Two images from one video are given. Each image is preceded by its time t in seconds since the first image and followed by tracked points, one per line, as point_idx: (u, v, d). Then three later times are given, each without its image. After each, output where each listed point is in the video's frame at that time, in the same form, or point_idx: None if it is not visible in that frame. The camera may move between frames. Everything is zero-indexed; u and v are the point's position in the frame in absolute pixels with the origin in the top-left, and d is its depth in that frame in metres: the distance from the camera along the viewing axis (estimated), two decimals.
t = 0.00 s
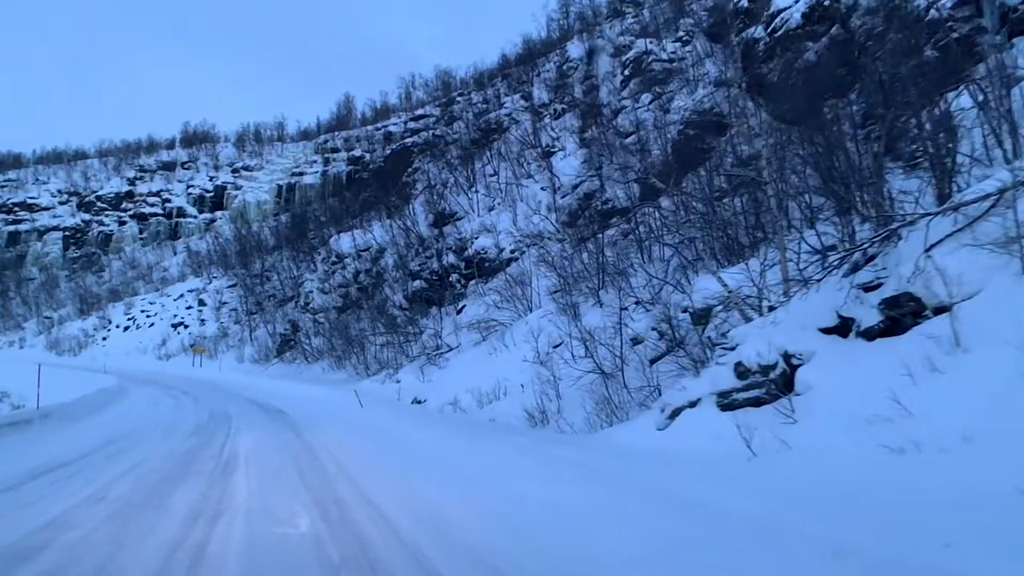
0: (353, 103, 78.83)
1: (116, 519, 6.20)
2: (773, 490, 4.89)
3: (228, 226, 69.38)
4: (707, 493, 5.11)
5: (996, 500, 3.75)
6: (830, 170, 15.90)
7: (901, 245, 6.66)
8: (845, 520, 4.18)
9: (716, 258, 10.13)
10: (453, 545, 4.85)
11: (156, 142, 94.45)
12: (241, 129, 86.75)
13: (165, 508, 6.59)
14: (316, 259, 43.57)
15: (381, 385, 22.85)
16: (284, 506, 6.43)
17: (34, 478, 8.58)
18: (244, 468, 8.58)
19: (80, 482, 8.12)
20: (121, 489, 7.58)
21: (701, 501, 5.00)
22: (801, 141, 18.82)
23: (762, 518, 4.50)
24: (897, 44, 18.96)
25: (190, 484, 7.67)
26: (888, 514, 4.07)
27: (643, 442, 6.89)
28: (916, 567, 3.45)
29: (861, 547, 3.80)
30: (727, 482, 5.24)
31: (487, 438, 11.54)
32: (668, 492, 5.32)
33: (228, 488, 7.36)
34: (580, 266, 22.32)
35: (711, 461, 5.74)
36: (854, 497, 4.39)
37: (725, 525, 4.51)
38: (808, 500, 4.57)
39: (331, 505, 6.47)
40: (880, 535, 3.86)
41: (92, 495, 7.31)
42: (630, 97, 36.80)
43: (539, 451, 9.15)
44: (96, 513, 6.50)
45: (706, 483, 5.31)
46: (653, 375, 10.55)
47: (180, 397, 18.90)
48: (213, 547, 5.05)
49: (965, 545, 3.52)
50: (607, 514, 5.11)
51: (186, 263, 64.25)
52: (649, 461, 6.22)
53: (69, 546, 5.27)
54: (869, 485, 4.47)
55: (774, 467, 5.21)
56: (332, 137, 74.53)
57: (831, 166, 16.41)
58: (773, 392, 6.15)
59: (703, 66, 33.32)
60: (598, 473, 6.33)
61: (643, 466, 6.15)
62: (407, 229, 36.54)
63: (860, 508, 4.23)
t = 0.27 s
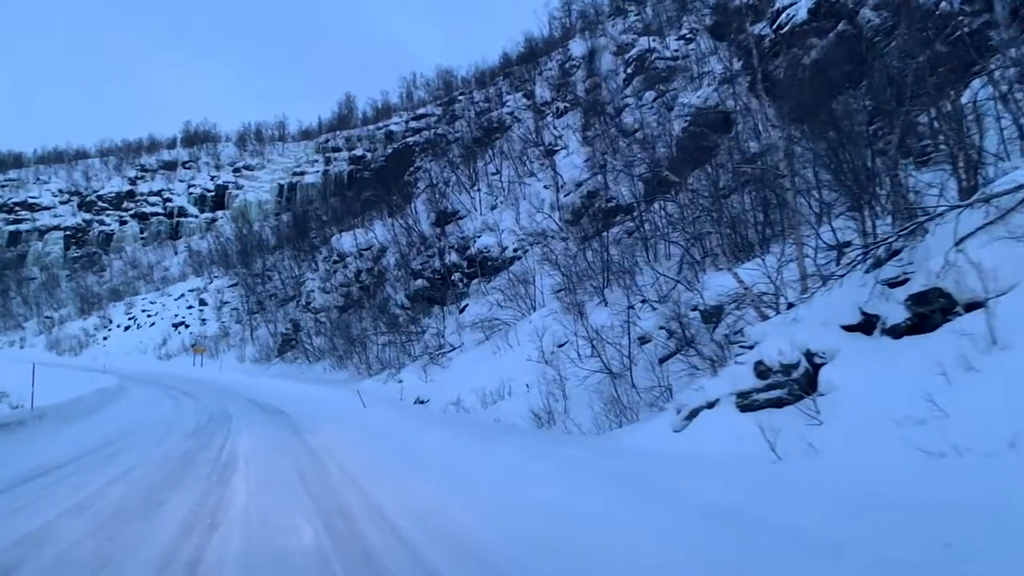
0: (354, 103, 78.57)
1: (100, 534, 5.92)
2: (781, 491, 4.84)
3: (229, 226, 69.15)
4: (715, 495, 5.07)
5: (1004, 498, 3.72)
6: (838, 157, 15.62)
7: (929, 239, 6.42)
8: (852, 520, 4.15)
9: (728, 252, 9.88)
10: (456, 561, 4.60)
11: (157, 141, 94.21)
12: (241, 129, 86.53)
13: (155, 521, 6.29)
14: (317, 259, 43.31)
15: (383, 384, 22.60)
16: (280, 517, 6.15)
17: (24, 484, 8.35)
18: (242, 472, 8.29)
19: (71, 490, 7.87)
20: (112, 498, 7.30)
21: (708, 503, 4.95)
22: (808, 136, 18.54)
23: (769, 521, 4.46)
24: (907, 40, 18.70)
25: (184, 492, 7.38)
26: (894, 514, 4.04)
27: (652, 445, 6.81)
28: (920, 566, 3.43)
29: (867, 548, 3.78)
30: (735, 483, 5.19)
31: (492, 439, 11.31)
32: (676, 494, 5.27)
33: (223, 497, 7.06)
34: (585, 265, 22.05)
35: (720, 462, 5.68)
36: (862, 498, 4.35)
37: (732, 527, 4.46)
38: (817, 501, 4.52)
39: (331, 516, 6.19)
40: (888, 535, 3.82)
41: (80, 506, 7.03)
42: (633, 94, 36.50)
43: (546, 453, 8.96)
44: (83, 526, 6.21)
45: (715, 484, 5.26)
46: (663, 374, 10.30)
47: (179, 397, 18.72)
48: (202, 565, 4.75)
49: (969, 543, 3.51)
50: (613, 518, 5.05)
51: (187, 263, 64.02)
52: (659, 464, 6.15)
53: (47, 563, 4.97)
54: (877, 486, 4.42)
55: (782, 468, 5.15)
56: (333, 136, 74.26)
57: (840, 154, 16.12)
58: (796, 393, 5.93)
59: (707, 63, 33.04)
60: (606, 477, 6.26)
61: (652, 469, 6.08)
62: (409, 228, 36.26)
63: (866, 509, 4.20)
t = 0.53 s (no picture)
0: (357, 102, 78.32)
1: (86, 544, 5.60)
2: (800, 493, 4.81)
3: (231, 226, 68.95)
4: (724, 496, 5.10)
5: None
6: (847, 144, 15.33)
7: (963, 234, 6.22)
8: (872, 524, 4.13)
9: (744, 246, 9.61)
10: (462, 575, 4.33)
11: (159, 141, 94.03)
12: (244, 129, 86.35)
13: (147, 529, 5.97)
14: (320, 259, 43.08)
15: (387, 385, 22.39)
16: (279, 529, 5.84)
17: (7, 494, 8.00)
18: (240, 479, 7.97)
19: (60, 498, 7.56)
20: (104, 508, 6.98)
21: (717, 504, 4.99)
22: (818, 133, 18.29)
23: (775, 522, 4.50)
24: (919, 36, 18.44)
25: (179, 499, 7.06)
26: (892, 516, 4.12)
27: (667, 448, 6.77)
28: (914, 569, 3.52)
29: (863, 550, 3.86)
30: (743, 487, 5.20)
31: (499, 441, 11.05)
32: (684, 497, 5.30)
33: (221, 505, 6.75)
34: (591, 265, 21.79)
35: (732, 466, 5.67)
36: (883, 501, 4.32)
37: (739, 528, 4.50)
38: (821, 504, 4.56)
39: (333, 528, 5.88)
40: (884, 537, 3.91)
41: (69, 517, 6.71)
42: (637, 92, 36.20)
43: (555, 456, 8.74)
44: (70, 537, 5.90)
45: (726, 487, 5.27)
46: (676, 373, 10.03)
47: (179, 398, 18.54)
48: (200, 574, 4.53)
49: (962, 548, 3.59)
50: (620, 520, 5.08)
51: (189, 263, 63.84)
52: (674, 467, 6.12)
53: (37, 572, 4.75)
54: (897, 488, 4.40)
55: (793, 470, 5.18)
56: (335, 136, 74.02)
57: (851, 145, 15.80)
58: (823, 394, 5.79)
59: (713, 61, 32.75)
60: (617, 480, 6.25)
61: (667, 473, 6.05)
62: (412, 228, 36.00)
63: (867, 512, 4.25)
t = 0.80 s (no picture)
0: (359, 103, 78.12)
1: (86, 554, 5.37)
2: (836, 505, 4.76)
3: (233, 227, 68.76)
4: (756, 509, 5.05)
5: None
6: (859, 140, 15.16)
7: (998, 227, 6.02)
8: (913, 541, 4.08)
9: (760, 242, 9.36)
10: None
11: (160, 141, 93.84)
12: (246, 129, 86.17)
13: (146, 539, 5.70)
14: (322, 259, 42.86)
15: (391, 386, 22.18)
16: (284, 537, 5.57)
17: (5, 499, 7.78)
18: (241, 483, 7.68)
19: (54, 503, 7.28)
20: (100, 515, 6.70)
21: (734, 509, 5.14)
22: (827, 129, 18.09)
23: (788, 525, 4.70)
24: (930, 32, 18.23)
25: (182, 503, 6.84)
26: (902, 519, 4.33)
27: (686, 452, 6.88)
28: (923, 569, 3.74)
29: (890, 562, 3.90)
30: (762, 492, 5.34)
31: (507, 443, 10.85)
32: (704, 502, 5.42)
33: (222, 510, 6.47)
34: (597, 264, 21.59)
35: (751, 471, 5.79)
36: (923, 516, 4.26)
37: (757, 532, 4.66)
38: (834, 506, 4.74)
39: (341, 537, 5.61)
40: (911, 550, 3.95)
41: (63, 525, 6.42)
42: (641, 91, 35.97)
43: (567, 459, 8.58)
44: (65, 545, 5.63)
45: (758, 498, 5.22)
46: (688, 374, 9.76)
47: (182, 398, 18.39)
48: None
49: (965, 551, 3.81)
50: (640, 526, 5.23)
51: (190, 264, 63.64)
52: (695, 472, 6.21)
53: None
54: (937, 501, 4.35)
55: (808, 473, 5.34)
56: (337, 136, 73.83)
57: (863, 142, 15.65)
58: (855, 397, 5.74)
59: (718, 60, 32.53)
60: (637, 485, 6.36)
61: (690, 477, 6.14)
62: (415, 228, 35.76)
63: (878, 516, 4.44)
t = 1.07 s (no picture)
0: (362, 104, 77.92)
1: (75, 558, 5.15)
2: (861, 504, 4.60)
3: (237, 228, 68.60)
4: (775, 509, 4.91)
5: None
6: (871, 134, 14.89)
7: None
8: (944, 541, 3.90)
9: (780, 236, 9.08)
10: None
11: (164, 144, 93.81)
12: (249, 131, 86.05)
13: (138, 549, 5.35)
14: (326, 260, 42.65)
15: (395, 387, 21.92)
16: (284, 549, 5.21)
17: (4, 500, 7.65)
18: (240, 490, 7.31)
19: (47, 507, 7.03)
20: (91, 521, 6.34)
21: (747, 508, 5.04)
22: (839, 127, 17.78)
23: (796, 524, 4.61)
24: (941, 27, 17.95)
25: (179, 508, 6.64)
26: (913, 519, 4.23)
27: (702, 454, 6.74)
28: (937, 569, 3.65)
29: (919, 565, 3.73)
30: (776, 492, 5.23)
31: (515, 445, 10.58)
32: (719, 502, 5.29)
33: (220, 520, 6.10)
34: (605, 263, 21.31)
35: (769, 472, 5.65)
36: (950, 518, 4.09)
37: (769, 532, 4.55)
38: (846, 507, 4.63)
39: (346, 548, 5.26)
40: (939, 553, 3.78)
41: (51, 532, 6.06)
42: (647, 90, 35.68)
43: (578, 462, 8.30)
44: (52, 554, 5.28)
45: (778, 499, 5.06)
46: (703, 374, 9.50)
47: (184, 400, 18.18)
48: None
49: (968, 552, 3.73)
50: (648, 527, 5.12)
51: (194, 266, 63.51)
52: (713, 473, 6.07)
53: None
54: (970, 501, 4.18)
55: (825, 475, 5.22)
56: (341, 137, 73.64)
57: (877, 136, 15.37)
58: (884, 397, 5.55)
59: (723, 57, 32.23)
60: (651, 488, 6.23)
61: (708, 478, 6.01)
62: (419, 228, 35.52)
63: (888, 516, 4.34)
